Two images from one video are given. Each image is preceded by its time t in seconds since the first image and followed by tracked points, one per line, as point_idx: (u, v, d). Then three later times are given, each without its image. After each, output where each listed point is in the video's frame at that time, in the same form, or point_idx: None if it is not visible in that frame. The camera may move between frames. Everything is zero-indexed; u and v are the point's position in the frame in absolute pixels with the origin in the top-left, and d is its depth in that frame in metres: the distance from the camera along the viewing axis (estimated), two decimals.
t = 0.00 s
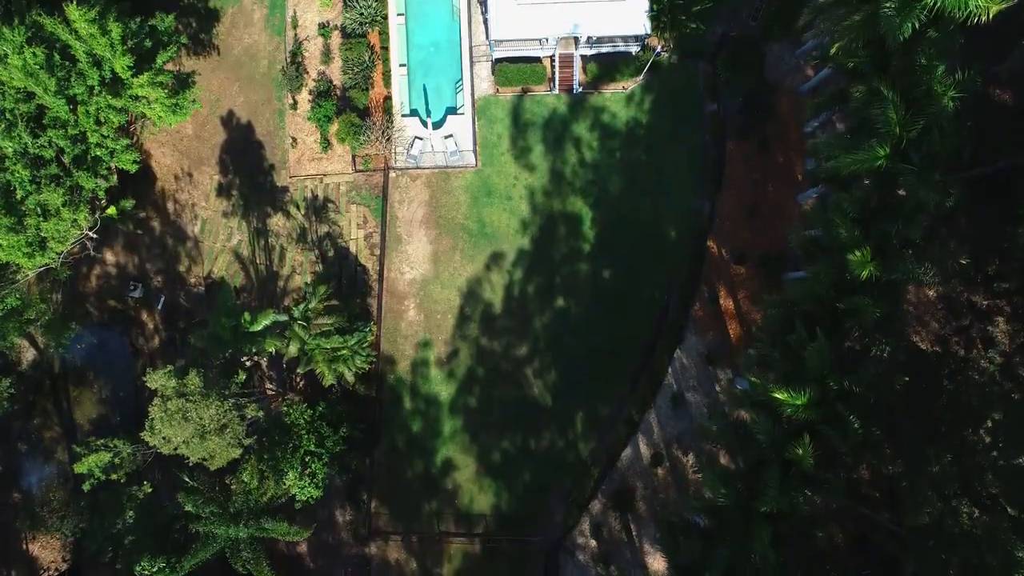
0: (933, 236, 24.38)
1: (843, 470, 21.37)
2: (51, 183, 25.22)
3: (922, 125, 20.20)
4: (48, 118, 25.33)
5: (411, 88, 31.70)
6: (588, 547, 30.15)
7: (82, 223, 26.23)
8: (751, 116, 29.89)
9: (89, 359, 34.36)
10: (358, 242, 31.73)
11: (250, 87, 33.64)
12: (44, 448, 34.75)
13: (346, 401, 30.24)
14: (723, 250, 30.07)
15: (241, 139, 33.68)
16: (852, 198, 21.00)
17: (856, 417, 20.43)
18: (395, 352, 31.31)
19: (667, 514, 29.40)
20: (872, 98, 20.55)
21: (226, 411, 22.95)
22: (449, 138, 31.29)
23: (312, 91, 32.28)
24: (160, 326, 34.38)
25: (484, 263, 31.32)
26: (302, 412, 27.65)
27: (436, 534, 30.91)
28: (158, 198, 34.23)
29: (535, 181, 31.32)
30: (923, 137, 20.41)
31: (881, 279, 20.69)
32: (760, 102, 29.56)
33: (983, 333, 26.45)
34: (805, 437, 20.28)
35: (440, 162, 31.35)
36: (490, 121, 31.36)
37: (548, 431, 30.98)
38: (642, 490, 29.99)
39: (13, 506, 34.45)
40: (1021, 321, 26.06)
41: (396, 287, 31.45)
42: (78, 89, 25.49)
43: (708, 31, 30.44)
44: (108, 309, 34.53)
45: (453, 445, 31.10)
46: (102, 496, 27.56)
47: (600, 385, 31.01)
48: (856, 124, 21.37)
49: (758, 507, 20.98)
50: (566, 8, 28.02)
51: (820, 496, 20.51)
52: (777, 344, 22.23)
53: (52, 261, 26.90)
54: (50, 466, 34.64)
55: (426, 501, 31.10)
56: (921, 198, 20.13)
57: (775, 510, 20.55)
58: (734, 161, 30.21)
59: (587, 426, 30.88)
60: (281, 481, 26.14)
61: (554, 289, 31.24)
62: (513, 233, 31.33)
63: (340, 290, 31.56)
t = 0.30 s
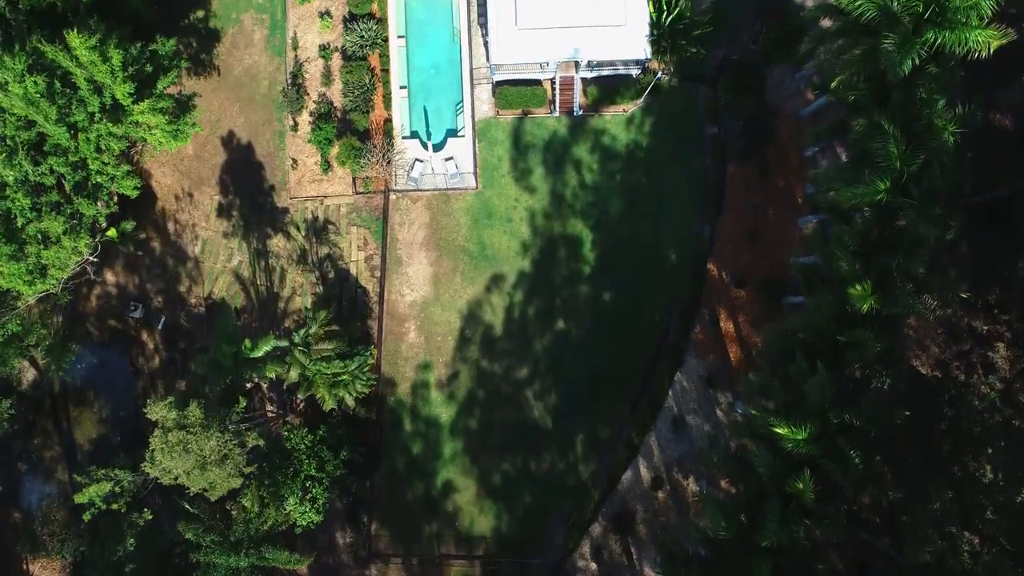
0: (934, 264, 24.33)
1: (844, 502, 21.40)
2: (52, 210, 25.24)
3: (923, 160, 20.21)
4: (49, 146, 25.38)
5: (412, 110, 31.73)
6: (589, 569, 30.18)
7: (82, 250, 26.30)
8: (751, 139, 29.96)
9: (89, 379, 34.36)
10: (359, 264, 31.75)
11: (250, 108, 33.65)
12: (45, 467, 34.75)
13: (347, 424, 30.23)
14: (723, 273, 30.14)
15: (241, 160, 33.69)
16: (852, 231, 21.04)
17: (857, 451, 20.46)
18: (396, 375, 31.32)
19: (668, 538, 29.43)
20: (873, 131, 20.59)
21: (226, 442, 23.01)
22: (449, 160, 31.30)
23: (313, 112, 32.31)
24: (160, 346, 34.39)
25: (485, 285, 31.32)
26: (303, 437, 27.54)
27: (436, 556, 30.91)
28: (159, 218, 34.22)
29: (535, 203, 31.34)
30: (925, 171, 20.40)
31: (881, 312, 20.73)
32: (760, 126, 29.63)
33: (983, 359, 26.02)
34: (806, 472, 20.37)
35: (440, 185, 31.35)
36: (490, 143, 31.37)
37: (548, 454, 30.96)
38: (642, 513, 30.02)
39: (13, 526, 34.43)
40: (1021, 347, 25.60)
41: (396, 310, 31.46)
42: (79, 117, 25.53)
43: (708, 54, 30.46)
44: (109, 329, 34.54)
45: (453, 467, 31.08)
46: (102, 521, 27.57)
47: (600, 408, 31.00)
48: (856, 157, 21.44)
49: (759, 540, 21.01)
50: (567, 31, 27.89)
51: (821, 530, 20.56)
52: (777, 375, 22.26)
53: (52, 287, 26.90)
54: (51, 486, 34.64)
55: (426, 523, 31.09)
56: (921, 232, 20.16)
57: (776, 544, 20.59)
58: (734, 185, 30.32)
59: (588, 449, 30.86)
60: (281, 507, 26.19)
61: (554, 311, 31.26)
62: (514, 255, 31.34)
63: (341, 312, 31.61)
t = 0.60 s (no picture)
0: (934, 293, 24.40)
1: (845, 535, 21.38)
2: (52, 239, 25.27)
3: (922, 194, 20.29)
4: (49, 174, 25.42)
5: (412, 133, 31.74)
6: None
7: (83, 277, 26.28)
8: (752, 163, 29.94)
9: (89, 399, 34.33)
10: (359, 286, 31.76)
11: (251, 128, 33.65)
12: (45, 487, 34.74)
13: (347, 448, 30.22)
14: (723, 296, 30.16)
15: (241, 181, 33.69)
16: (852, 264, 21.07)
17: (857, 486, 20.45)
18: (396, 397, 31.31)
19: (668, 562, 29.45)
20: (873, 165, 20.59)
21: (226, 473, 23.22)
22: (450, 183, 31.29)
23: (313, 134, 32.32)
24: (160, 366, 34.39)
25: (485, 308, 31.32)
26: (304, 462, 27.69)
27: None
28: (159, 238, 34.22)
29: (535, 226, 31.34)
30: (925, 206, 20.46)
31: (881, 346, 20.77)
32: (761, 150, 29.63)
33: (983, 385, 25.54)
34: (806, 507, 20.36)
35: (440, 208, 31.37)
36: (490, 166, 31.39)
37: (548, 476, 30.96)
38: (643, 537, 30.04)
39: (13, 546, 34.41)
40: (1021, 373, 25.25)
41: (396, 332, 31.46)
42: (79, 145, 25.56)
43: (708, 77, 30.45)
44: (109, 349, 34.55)
45: (453, 490, 31.07)
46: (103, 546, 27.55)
47: (601, 430, 30.98)
48: (856, 190, 21.47)
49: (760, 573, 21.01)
50: (567, 57, 27.93)
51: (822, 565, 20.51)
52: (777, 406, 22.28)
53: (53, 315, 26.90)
54: (51, 506, 34.62)
55: (426, 545, 31.07)
56: (921, 267, 20.17)
57: None
58: (735, 208, 30.32)
59: (588, 471, 30.85)
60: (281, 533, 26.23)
61: (554, 333, 31.25)
62: (514, 277, 31.33)
63: (341, 335, 31.64)
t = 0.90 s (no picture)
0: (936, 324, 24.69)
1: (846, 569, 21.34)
2: (53, 267, 25.30)
3: (924, 229, 20.24)
4: (51, 203, 25.42)
5: (412, 155, 31.74)
6: None
7: (83, 305, 26.36)
8: (752, 186, 29.94)
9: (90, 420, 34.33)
10: (360, 308, 31.78)
11: (251, 150, 33.65)
12: (46, 508, 34.72)
13: (348, 471, 30.22)
14: (724, 320, 30.17)
15: (242, 202, 33.69)
16: (853, 297, 21.12)
17: (858, 520, 20.47)
18: (397, 420, 31.31)
19: None
20: (874, 200, 20.60)
21: (227, 504, 23.54)
22: (451, 206, 31.31)
23: (314, 157, 32.33)
24: (161, 387, 34.39)
25: (486, 331, 31.32)
26: (305, 488, 27.79)
27: None
28: (159, 260, 34.23)
29: (535, 249, 31.35)
30: (926, 241, 20.39)
31: (882, 380, 20.78)
32: (761, 174, 29.67)
33: (984, 411, 25.39)
34: (808, 541, 20.35)
35: (441, 231, 31.39)
36: (491, 189, 31.41)
37: (549, 499, 30.95)
38: (643, 560, 30.01)
39: (14, 567, 34.37)
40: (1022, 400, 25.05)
41: (397, 355, 31.46)
42: (80, 173, 25.57)
43: (709, 101, 30.49)
44: (110, 370, 34.57)
45: (454, 513, 31.06)
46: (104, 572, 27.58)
47: (602, 454, 30.96)
48: (857, 224, 21.50)
49: None
50: (567, 82, 27.96)
51: None
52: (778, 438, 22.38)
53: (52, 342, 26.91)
54: (52, 527, 34.57)
55: (427, 568, 31.04)
56: (923, 302, 20.16)
57: None
58: (735, 232, 30.28)
59: (589, 494, 30.84)
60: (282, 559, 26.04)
61: (555, 356, 31.24)
62: (514, 300, 31.34)
63: (342, 358, 31.66)
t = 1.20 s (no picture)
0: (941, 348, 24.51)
1: None
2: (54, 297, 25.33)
3: (924, 265, 20.19)
4: (51, 232, 25.42)
5: (413, 178, 31.75)
6: None
7: (84, 332, 26.37)
8: (753, 210, 29.95)
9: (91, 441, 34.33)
10: (360, 331, 31.79)
11: (252, 171, 33.66)
12: (46, 528, 34.69)
13: (349, 495, 30.23)
14: (724, 344, 30.18)
15: (242, 223, 33.70)
16: (854, 331, 21.17)
17: (859, 556, 20.45)
18: (397, 443, 31.32)
19: None
20: (874, 235, 20.66)
21: (228, 536, 24.06)
22: (451, 229, 31.34)
23: (314, 180, 32.33)
24: (161, 408, 34.40)
25: (486, 354, 31.34)
26: (305, 513, 27.93)
27: None
28: (160, 281, 34.24)
29: (536, 272, 31.37)
30: (926, 277, 20.36)
31: (882, 415, 20.81)
32: (761, 198, 29.72)
33: (984, 438, 25.32)
34: None
35: (442, 254, 31.41)
36: (492, 212, 31.44)
37: (550, 522, 30.96)
38: None
39: None
40: None
41: (398, 378, 31.47)
42: (81, 202, 25.57)
43: (709, 125, 30.53)
44: (111, 390, 34.58)
45: (454, 536, 31.07)
46: None
47: (602, 477, 30.96)
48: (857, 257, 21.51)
49: None
50: (567, 107, 27.92)
51: None
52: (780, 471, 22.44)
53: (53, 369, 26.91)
54: (52, 548, 34.52)
55: None
56: (923, 338, 20.16)
57: None
58: (736, 255, 30.27)
59: (589, 517, 30.85)
60: None
61: (555, 379, 31.25)
62: (515, 323, 31.36)
63: (342, 380, 31.68)
